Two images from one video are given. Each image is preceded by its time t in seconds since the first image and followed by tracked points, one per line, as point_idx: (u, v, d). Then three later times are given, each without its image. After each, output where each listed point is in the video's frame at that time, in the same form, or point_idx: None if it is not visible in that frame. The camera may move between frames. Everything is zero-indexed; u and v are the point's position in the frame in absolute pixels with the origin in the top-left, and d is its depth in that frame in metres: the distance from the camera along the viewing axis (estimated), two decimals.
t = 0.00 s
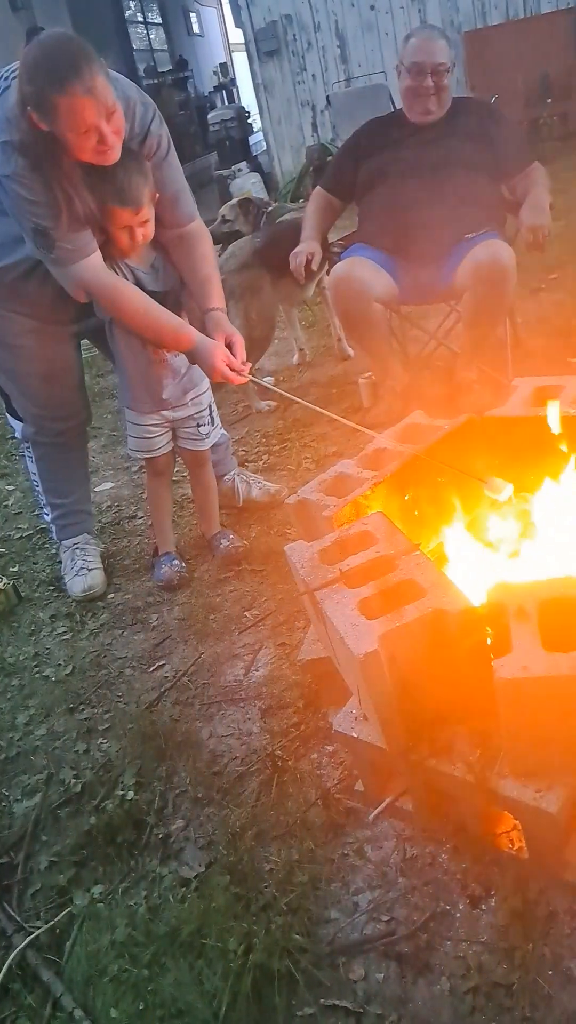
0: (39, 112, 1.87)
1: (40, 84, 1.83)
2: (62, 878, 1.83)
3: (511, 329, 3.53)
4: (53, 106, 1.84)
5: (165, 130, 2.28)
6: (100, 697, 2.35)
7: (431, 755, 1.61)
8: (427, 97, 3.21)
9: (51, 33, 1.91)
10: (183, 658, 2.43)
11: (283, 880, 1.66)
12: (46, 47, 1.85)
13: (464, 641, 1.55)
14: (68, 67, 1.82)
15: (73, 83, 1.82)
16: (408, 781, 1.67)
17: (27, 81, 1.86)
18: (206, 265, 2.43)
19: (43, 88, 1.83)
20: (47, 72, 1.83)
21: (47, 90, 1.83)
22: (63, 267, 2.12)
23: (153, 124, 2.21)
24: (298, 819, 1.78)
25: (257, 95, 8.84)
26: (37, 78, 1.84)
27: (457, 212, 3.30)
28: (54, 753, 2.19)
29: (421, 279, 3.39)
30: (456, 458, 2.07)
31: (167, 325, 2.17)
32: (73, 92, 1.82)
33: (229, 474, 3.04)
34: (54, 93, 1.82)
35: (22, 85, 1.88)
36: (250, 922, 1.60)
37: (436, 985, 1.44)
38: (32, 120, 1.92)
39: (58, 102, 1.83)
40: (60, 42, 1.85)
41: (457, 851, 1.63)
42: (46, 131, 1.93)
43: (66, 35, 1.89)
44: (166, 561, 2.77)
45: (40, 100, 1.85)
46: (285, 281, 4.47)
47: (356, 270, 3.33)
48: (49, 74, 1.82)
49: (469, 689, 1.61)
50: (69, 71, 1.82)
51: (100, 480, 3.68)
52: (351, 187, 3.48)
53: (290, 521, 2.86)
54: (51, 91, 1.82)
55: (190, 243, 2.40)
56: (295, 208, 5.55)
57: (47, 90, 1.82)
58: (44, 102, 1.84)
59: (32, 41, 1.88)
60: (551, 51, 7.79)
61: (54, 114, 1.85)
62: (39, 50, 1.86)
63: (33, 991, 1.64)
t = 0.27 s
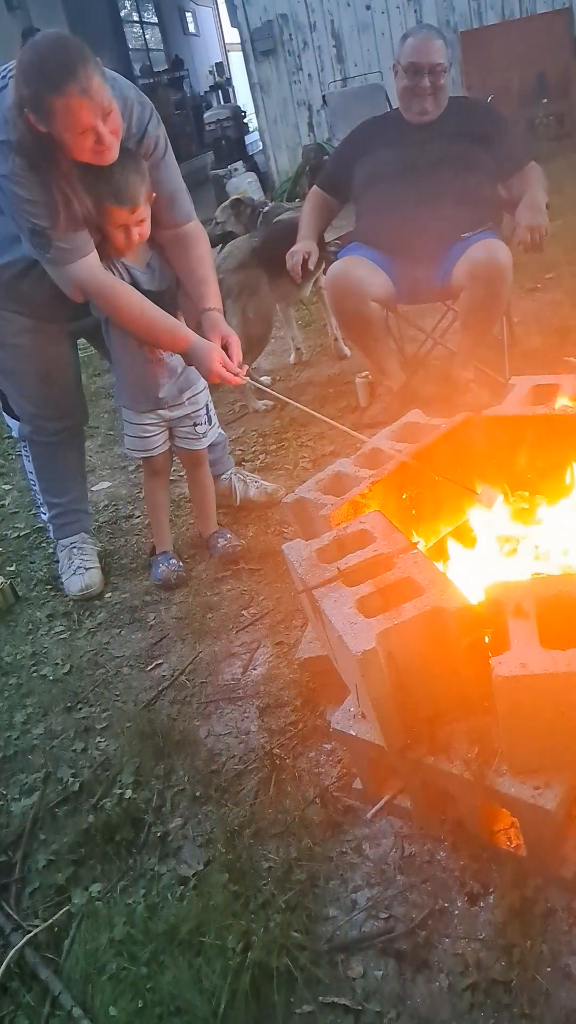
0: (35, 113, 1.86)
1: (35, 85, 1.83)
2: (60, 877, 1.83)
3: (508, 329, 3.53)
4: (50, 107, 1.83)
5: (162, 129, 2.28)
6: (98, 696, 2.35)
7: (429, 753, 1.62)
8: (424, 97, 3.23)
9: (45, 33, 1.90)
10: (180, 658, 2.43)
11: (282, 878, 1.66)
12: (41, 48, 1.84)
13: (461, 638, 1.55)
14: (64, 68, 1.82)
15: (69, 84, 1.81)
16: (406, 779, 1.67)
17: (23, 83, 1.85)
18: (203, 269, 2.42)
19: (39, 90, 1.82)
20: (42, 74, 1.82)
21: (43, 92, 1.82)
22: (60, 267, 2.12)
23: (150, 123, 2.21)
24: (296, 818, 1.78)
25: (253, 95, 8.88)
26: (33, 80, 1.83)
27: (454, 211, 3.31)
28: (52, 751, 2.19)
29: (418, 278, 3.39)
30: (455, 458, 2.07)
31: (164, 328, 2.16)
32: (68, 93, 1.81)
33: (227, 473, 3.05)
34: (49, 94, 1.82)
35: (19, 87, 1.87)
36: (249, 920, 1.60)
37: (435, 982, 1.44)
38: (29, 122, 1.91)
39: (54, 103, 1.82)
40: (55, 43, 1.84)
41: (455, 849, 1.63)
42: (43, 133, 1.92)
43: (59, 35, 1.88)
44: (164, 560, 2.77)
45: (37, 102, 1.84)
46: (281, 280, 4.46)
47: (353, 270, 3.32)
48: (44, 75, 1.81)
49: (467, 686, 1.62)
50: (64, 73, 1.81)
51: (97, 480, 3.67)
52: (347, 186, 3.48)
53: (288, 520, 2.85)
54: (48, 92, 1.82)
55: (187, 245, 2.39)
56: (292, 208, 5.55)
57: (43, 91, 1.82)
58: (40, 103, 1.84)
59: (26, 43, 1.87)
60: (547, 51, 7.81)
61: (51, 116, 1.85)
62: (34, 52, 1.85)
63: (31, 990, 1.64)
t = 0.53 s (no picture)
0: (34, 117, 1.86)
1: (34, 89, 1.83)
2: (58, 876, 1.83)
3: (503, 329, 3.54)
4: (48, 112, 1.83)
5: (159, 130, 2.28)
6: (95, 696, 2.36)
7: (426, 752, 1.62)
8: (420, 96, 3.23)
9: (43, 36, 1.90)
10: (177, 657, 2.43)
11: (279, 877, 1.67)
12: (38, 52, 1.84)
13: (458, 638, 1.56)
14: (62, 73, 1.82)
15: (67, 88, 1.81)
16: (402, 778, 1.68)
17: (21, 87, 1.85)
18: (200, 270, 2.43)
19: (37, 94, 1.82)
20: (40, 79, 1.82)
21: (41, 97, 1.82)
22: (57, 269, 2.13)
23: (147, 125, 2.21)
24: (293, 817, 1.78)
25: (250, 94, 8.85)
26: (31, 84, 1.83)
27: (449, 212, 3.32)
28: (49, 751, 2.19)
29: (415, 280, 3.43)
30: (451, 459, 2.08)
31: (162, 330, 2.17)
32: (67, 98, 1.82)
33: (224, 474, 3.06)
34: (48, 99, 1.82)
35: (16, 91, 1.87)
36: (246, 919, 1.60)
37: (432, 980, 1.45)
38: (27, 125, 1.90)
39: (53, 108, 1.82)
40: (52, 46, 1.84)
41: (451, 847, 1.64)
42: (42, 137, 1.92)
43: (56, 38, 1.88)
44: (161, 560, 2.77)
45: (35, 106, 1.84)
46: (278, 280, 4.47)
47: (349, 270, 3.33)
48: (42, 80, 1.81)
49: (463, 686, 1.63)
50: (62, 77, 1.81)
51: (94, 480, 3.67)
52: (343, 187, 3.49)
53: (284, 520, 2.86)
54: (46, 97, 1.82)
55: (184, 246, 2.39)
56: (287, 208, 5.56)
57: (41, 96, 1.82)
58: (38, 108, 1.84)
59: (24, 47, 1.86)
60: (543, 50, 7.83)
61: (49, 120, 1.85)
62: (31, 55, 1.85)
63: (29, 989, 1.65)
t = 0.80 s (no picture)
0: (33, 120, 1.86)
1: (34, 93, 1.82)
2: (53, 876, 1.83)
3: (498, 329, 3.55)
4: (47, 115, 1.83)
5: (156, 131, 2.28)
6: (90, 696, 2.35)
7: (420, 752, 1.63)
8: (416, 96, 3.22)
9: (43, 39, 1.90)
10: (173, 657, 2.43)
11: (274, 876, 1.67)
12: (38, 55, 1.84)
13: (453, 639, 1.57)
14: (62, 76, 1.81)
15: (67, 91, 1.81)
16: (397, 777, 1.68)
17: (20, 89, 1.84)
18: (196, 270, 2.43)
19: (36, 97, 1.82)
20: (40, 82, 1.81)
21: (40, 100, 1.82)
22: (56, 270, 2.13)
23: (145, 125, 2.21)
24: (288, 817, 1.79)
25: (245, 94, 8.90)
26: (30, 87, 1.83)
27: (445, 212, 3.32)
28: (44, 751, 2.19)
29: (410, 279, 3.41)
30: (446, 459, 2.09)
31: (159, 330, 2.17)
32: (67, 102, 1.81)
33: (219, 473, 3.06)
34: (48, 103, 1.82)
35: (15, 94, 1.87)
36: (241, 918, 1.60)
37: (426, 980, 1.45)
38: (25, 128, 1.90)
39: (52, 111, 1.82)
40: (52, 49, 1.84)
41: (446, 847, 1.64)
42: (40, 139, 1.91)
43: (57, 41, 1.88)
44: (156, 560, 2.77)
45: (34, 109, 1.84)
46: (273, 280, 4.47)
47: (345, 270, 3.33)
48: (42, 84, 1.81)
49: (458, 686, 1.63)
50: (62, 80, 1.81)
51: (89, 480, 3.67)
52: (339, 187, 3.50)
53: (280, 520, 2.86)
54: (45, 100, 1.81)
55: (181, 247, 2.39)
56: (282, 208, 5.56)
57: (41, 100, 1.82)
58: (37, 111, 1.83)
59: (24, 49, 1.86)
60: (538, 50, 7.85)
61: (48, 123, 1.84)
62: (31, 58, 1.84)
63: (24, 989, 1.65)
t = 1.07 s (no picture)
0: (30, 121, 1.86)
1: (32, 95, 1.82)
2: (47, 876, 1.83)
3: (494, 329, 3.55)
4: (45, 116, 1.83)
5: (152, 132, 2.27)
6: (85, 696, 2.35)
7: (413, 752, 1.63)
8: (412, 95, 3.24)
9: (41, 40, 1.90)
10: (167, 658, 2.43)
11: (267, 876, 1.67)
12: (37, 56, 1.84)
13: (446, 639, 1.57)
14: (60, 78, 1.81)
15: (66, 94, 1.81)
16: (391, 778, 1.68)
17: (18, 90, 1.85)
18: (192, 271, 2.43)
19: (35, 99, 1.82)
20: (38, 83, 1.82)
21: (38, 101, 1.82)
22: (51, 271, 2.13)
23: (141, 126, 2.21)
24: (282, 817, 1.79)
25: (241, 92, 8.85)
26: (28, 88, 1.83)
27: (440, 213, 3.32)
28: (39, 751, 2.19)
29: (404, 280, 3.42)
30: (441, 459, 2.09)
31: (153, 330, 2.17)
32: (65, 104, 1.81)
33: (214, 473, 3.06)
34: (46, 105, 1.82)
35: (13, 95, 1.87)
36: (235, 919, 1.60)
37: (419, 980, 1.46)
38: (22, 128, 1.90)
39: (50, 113, 1.82)
40: (50, 51, 1.84)
41: (439, 847, 1.64)
42: (37, 140, 1.91)
43: (56, 43, 1.88)
44: (151, 560, 2.77)
45: (32, 110, 1.84)
46: (268, 280, 4.48)
47: (340, 270, 3.33)
48: (40, 86, 1.81)
49: (452, 687, 1.63)
50: (61, 82, 1.81)
51: (84, 479, 3.67)
52: (334, 187, 3.50)
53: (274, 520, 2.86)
54: (43, 102, 1.82)
55: (177, 248, 2.39)
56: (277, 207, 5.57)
57: (40, 102, 1.82)
58: (35, 112, 1.83)
59: (22, 50, 1.86)
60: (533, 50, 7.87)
61: (46, 124, 1.85)
62: (30, 59, 1.84)
63: (17, 989, 1.65)
